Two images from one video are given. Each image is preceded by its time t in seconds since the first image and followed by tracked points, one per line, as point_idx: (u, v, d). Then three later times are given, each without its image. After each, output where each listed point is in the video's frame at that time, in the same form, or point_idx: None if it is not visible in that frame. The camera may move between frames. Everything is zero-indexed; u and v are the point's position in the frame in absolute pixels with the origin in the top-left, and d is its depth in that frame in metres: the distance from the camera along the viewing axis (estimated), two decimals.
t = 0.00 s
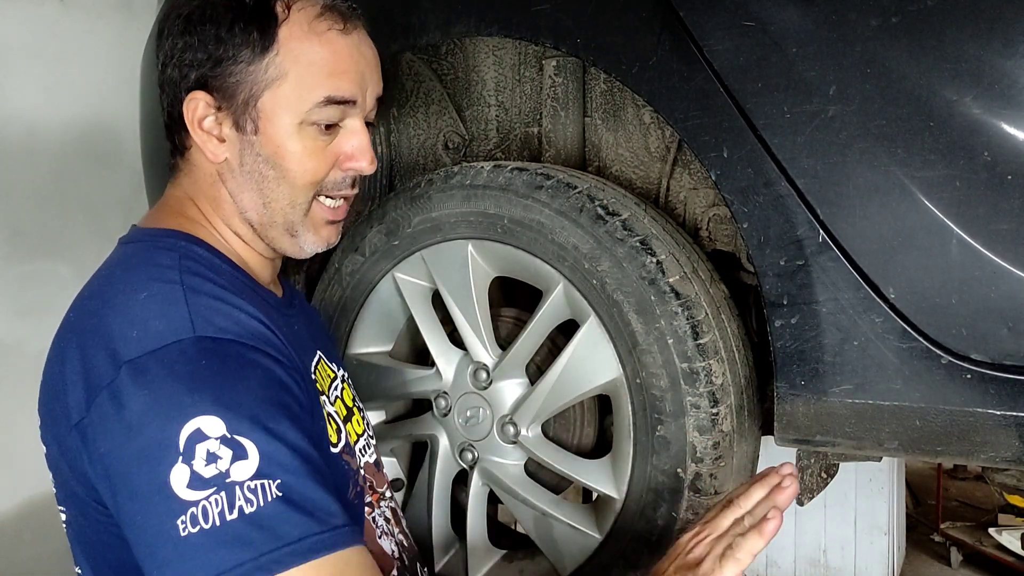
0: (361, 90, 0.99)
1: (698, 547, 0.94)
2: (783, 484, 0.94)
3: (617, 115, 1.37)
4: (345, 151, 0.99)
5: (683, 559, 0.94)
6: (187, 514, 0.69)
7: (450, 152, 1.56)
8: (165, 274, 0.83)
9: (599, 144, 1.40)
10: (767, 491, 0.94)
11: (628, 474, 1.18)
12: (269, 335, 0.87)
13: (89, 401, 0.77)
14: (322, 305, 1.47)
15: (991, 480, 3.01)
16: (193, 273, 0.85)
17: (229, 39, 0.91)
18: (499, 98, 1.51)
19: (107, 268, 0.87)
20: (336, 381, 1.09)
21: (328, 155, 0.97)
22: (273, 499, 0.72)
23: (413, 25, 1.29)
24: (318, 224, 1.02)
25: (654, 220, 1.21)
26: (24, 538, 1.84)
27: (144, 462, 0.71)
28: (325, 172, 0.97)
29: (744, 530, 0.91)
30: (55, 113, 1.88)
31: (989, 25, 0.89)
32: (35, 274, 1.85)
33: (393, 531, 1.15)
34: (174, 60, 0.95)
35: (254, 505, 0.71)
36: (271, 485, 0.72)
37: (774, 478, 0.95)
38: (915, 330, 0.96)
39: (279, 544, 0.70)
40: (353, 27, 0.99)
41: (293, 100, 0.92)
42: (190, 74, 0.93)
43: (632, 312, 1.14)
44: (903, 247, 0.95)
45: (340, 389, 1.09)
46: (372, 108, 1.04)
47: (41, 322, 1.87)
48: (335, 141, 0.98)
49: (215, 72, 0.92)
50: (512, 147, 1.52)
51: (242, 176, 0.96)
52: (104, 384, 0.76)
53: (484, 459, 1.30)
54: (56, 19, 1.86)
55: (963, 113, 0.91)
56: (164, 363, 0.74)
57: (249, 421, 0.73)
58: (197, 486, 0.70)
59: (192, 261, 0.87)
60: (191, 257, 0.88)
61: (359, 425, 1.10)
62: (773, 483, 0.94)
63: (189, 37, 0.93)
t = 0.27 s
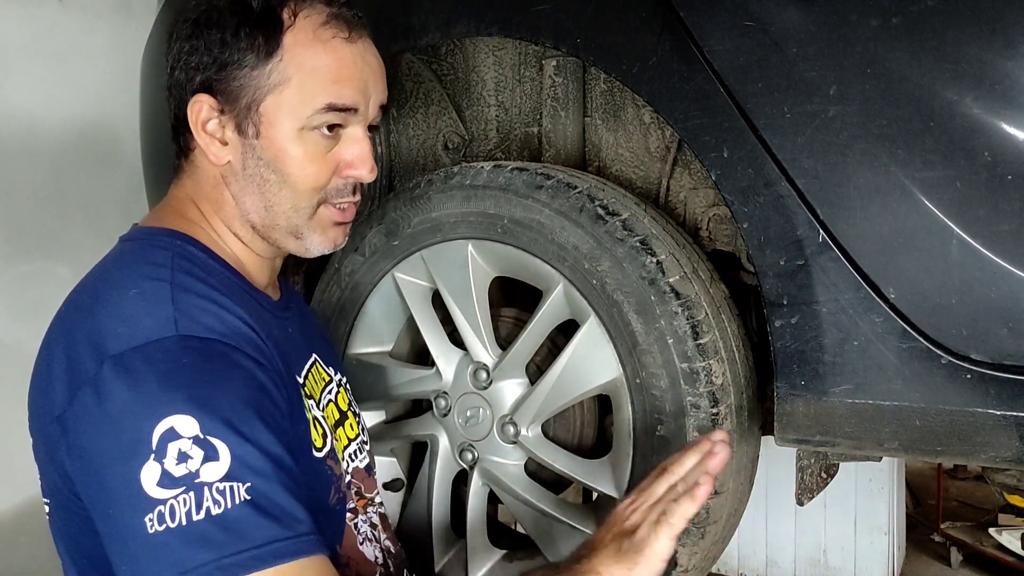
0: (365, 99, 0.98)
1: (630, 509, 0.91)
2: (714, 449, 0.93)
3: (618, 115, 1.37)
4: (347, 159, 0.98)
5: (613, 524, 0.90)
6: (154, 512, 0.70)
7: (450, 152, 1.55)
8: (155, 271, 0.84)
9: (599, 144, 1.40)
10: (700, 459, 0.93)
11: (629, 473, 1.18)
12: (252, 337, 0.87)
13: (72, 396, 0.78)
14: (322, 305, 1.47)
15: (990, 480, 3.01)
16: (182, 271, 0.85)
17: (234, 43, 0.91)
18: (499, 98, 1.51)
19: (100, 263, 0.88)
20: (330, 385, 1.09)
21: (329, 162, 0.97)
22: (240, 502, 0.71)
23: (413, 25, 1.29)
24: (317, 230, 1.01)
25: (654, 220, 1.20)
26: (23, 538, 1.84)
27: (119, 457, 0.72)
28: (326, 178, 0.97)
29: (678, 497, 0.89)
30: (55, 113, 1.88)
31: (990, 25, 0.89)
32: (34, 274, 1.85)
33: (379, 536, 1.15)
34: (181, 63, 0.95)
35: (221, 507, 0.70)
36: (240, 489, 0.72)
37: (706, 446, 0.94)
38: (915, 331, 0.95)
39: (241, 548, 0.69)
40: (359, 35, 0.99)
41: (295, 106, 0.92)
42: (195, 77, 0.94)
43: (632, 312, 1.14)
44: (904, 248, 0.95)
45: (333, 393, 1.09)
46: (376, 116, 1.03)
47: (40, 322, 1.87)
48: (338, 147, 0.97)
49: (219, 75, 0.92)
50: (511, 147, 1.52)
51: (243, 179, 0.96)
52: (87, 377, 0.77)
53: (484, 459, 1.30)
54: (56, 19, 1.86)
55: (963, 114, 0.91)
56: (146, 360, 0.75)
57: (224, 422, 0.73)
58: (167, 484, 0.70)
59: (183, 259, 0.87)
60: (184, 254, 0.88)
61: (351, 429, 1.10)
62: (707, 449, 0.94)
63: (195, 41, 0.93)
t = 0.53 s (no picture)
0: (359, 105, 0.98)
1: (517, 458, 0.99)
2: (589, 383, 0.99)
3: (617, 115, 1.37)
4: (339, 165, 0.99)
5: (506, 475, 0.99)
6: (117, 520, 0.70)
7: (450, 152, 1.56)
8: (136, 276, 0.84)
9: (599, 144, 1.40)
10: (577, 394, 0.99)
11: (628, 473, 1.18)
12: (233, 344, 0.86)
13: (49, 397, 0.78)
14: (321, 305, 1.47)
15: (990, 479, 3.01)
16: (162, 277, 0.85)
17: (229, 47, 0.91)
18: (499, 98, 1.51)
19: (90, 263, 0.89)
20: (320, 389, 1.08)
21: (321, 168, 0.97)
22: (201, 516, 0.72)
23: (412, 25, 1.29)
24: (308, 236, 1.01)
25: (654, 220, 1.20)
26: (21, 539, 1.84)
27: (88, 462, 0.72)
28: (318, 184, 0.97)
29: (566, 437, 0.97)
30: (55, 112, 1.88)
31: (990, 24, 0.89)
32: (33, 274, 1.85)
33: (365, 541, 1.15)
34: (177, 66, 0.95)
35: (182, 520, 0.71)
36: (203, 502, 0.72)
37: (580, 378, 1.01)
38: (915, 331, 0.95)
39: (198, 562, 0.70)
40: (355, 41, 0.99)
41: (287, 111, 0.92)
42: (191, 80, 0.94)
43: (632, 311, 1.14)
44: (904, 248, 0.95)
45: (324, 396, 1.09)
46: (370, 122, 1.03)
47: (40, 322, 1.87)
48: (330, 154, 0.97)
49: (214, 79, 0.92)
50: (511, 147, 1.52)
51: (235, 183, 0.96)
52: (65, 378, 0.77)
53: (483, 459, 1.30)
54: (55, 18, 1.86)
55: (963, 113, 0.91)
56: (123, 365, 0.75)
57: (192, 433, 0.73)
58: (131, 493, 0.71)
59: (166, 264, 0.88)
60: (169, 259, 0.89)
61: (340, 433, 1.10)
62: (584, 385, 1.00)
63: (191, 44, 0.94)
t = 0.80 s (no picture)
0: (336, 96, 0.98)
1: (568, 470, 0.90)
2: (662, 439, 0.92)
3: (617, 115, 1.37)
4: (319, 158, 0.98)
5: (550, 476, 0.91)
6: (114, 517, 0.70)
7: (450, 152, 1.55)
8: (129, 274, 0.84)
9: (599, 144, 1.40)
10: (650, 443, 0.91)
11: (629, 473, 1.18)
12: (227, 340, 0.87)
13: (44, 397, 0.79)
14: (321, 306, 1.48)
15: (990, 480, 3.01)
16: (156, 275, 0.85)
17: (202, 47, 0.92)
18: (499, 98, 1.51)
19: (83, 265, 0.89)
20: (312, 384, 1.09)
21: (302, 162, 0.96)
22: (196, 513, 0.71)
23: (412, 25, 1.29)
24: (292, 232, 1.01)
25: (654, 220, 1.20)
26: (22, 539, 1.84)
27: (84, 460, 0.72)
28: (299, 179, 0.97)
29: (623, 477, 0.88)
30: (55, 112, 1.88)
31: (989, 24, 0.89)
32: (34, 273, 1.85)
33: (358, 537, 1.14)
34: (152, 69, 0.96)
35: (176, 517, 0.70)
36: (197, 499, 0.72)
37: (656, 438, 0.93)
38: (915, 330, 0.95)
39: (193, 559, 0.70)
40: (328, 33, 0.99)
41: (263, 107, 0.92)
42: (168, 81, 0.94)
43: (632, 311, 1.14)
44: (904, 248, 0.95)
45: (314, 393, 1.08)
46: (350, 114, 1.03)
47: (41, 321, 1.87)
48: (309, 147, 0.97)
49: (190, 80, 0.92)
50: (512, 147, 1.52)
51: (217, 183, 0.96)
52: (60, 379, 0.77)
53: (484, 459, 1.30)
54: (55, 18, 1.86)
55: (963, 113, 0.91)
56: (116, 363, 0.75)
57: (188, 428, 0.73)
58: (126, 490, 0.70)
59: (159, 263, 0.88)
60: (161, 258, 0.89)
61: (332, 430, 1.10)
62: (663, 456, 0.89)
63: (165, 46, 0.94)
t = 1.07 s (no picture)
0: (334, 102, 0.98)
1: (556, 445, 0.92)
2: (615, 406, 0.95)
3: (617, 115, 1.37)
4: (316, 164, 0.98)
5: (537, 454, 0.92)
6: (115, 525, 0.70)
7: (449, 152, 1.55)
8: (122, 278, 0.84)
9: (599, 144, 1.40)
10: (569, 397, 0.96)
11: (628, 474, 1.17)
12: (222, 343, 0.87)
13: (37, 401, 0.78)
14: (321, 306, 1.48)
15: (990, 480, 3.01)
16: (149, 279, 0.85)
17: (201, 49, 0.91)
18: (499, 98, 1.51)
19: (75, 268, 0.88)
20: (312, 386, 1.08)
21: (299, 168, 0.97)
22: (202, 518, 0.72)
23: (412, 26, 1.29)
24: (288, 236, 1.01)
25: (654, 220, 1.20)
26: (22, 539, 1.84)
27: (81, 467, 0.72)
28: (295, 184, 0.97)
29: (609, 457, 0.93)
30: (55, 113, 1.88)
31: (989, 25, 0.89)
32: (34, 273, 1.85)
33: (358, 539, 1.12)
34: (151, 69, 0.96)
35: (181, 523, 0.71)
36: (201, 505, 0.73)
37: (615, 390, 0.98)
38: (915, 331, 0.95)
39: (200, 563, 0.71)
40: (328, 39, 0.99)
41: (261, 112, 0.92)
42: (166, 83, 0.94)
43: (632, 311, 1.14)
44: (904, 247, 0.95)
45: (314, 394, 1.08)
46: (348, 120, 1.03)
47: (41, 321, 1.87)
48: (307, 153, 0.97)
49: (188, 82, 0.92)
50: (511, 147, 1.52)
51: (213, 186, 0.96)
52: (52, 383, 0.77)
53: (483, 459, 1.30)
54: (56, 18, 1.86)
55: (963, 113, 0.91)
56: (109, 370, 0.74)
57: (185, 436, 0.73)
58: (127, 498, 0.71)
59: (152, 266, 0.88)
60: (155, 261, 0.89)
61: (332, 430, 1.09)
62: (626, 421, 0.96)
63: (164, 47, 0.94)
